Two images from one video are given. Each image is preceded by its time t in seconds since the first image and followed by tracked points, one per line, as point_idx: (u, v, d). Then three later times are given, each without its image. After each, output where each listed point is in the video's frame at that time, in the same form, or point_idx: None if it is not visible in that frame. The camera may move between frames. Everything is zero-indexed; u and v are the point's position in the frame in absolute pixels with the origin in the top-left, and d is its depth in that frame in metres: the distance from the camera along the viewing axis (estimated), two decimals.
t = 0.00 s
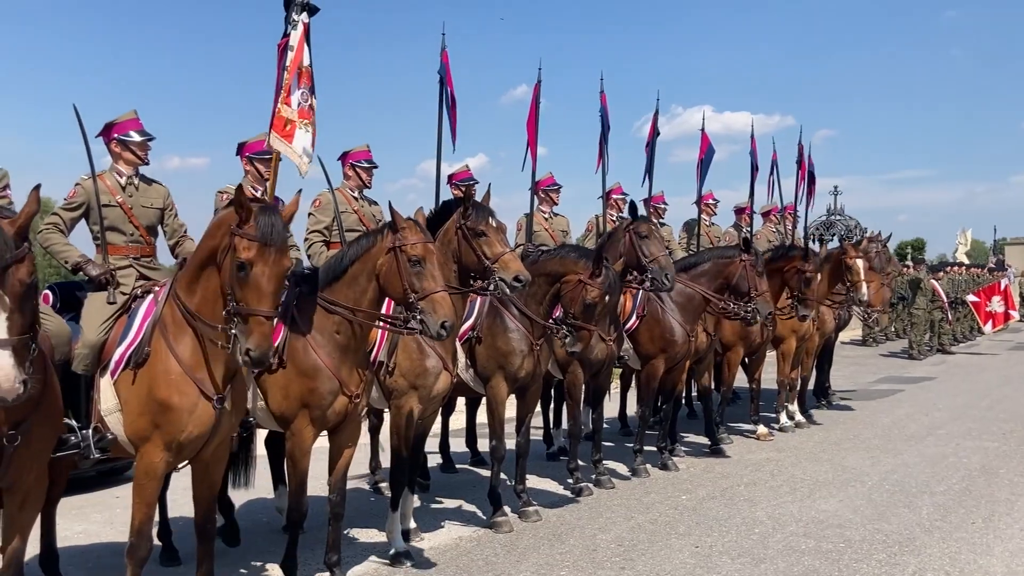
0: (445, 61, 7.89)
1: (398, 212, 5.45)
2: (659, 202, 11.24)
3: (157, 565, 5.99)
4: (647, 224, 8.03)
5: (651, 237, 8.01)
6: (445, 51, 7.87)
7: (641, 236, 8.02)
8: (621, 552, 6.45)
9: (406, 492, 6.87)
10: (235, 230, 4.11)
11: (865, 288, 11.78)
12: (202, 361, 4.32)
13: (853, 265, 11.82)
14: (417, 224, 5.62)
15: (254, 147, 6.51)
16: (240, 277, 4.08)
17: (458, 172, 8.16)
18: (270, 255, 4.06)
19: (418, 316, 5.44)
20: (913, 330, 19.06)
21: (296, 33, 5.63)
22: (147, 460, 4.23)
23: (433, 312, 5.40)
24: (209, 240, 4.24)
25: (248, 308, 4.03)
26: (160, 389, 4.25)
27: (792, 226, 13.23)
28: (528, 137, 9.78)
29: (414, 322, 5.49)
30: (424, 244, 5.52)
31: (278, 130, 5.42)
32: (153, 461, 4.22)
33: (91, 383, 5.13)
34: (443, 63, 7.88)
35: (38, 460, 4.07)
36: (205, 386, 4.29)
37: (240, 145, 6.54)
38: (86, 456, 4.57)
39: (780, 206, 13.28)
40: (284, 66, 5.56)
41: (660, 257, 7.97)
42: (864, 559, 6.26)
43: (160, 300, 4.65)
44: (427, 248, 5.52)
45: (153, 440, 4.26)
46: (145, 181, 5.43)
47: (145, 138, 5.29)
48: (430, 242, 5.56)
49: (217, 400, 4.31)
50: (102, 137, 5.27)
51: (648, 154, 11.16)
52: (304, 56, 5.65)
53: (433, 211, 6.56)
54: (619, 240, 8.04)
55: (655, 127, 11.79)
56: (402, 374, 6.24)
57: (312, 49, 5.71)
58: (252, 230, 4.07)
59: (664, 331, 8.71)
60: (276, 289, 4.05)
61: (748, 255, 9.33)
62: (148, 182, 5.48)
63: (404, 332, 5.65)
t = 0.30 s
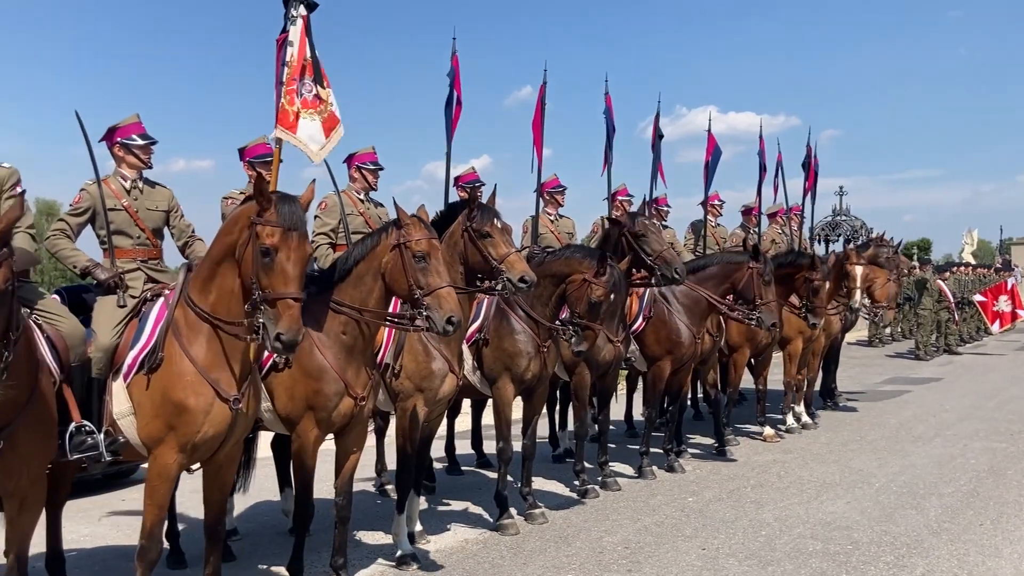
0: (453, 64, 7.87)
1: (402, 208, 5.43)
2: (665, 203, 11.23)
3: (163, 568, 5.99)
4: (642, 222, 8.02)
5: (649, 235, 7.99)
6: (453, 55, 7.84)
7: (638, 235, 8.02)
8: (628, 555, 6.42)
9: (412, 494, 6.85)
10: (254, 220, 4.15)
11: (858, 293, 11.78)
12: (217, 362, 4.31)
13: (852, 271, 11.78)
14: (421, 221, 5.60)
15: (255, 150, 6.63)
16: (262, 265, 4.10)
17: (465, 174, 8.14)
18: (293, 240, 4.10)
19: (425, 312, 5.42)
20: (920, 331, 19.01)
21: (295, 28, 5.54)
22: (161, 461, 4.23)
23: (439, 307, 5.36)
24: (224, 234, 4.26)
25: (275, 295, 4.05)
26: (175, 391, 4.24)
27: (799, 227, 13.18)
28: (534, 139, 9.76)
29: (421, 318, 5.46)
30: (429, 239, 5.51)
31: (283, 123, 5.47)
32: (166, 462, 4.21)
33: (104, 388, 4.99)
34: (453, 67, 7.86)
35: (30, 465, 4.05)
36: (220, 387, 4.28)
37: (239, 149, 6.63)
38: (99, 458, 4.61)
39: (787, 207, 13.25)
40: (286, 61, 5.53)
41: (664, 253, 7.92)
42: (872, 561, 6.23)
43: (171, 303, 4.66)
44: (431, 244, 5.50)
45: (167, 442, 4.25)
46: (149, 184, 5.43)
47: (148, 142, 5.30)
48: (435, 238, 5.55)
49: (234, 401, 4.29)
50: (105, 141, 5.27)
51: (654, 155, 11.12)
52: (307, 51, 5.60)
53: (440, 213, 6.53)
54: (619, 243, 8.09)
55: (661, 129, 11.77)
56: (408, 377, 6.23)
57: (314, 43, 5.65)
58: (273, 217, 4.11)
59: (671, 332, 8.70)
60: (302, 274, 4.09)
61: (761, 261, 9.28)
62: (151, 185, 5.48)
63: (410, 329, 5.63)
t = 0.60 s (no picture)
0: (463, 67, 7.88)
1: (407, 209, 5.46)
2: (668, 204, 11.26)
3: (170, 569, 6.01)
4: (654, 228, 7.99)
5: (658, 242, 7.97)
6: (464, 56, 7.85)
7: (648, 240, 7.99)
8: (633, 555, 6.44)
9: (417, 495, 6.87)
10: (263, 236, 4.15)
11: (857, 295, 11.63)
12: (224, 364, 4.34)
13: (852, 274, 11.69)
14: (427, 222, 5.62)
15: (264, 153, 6.69)
16: (271, 282, 4.11)
17: (471, 176, 8.16)
18: (302, 258, 4.11)
19: (431, 314, 5.42)
20: (925, 330, 19.00)
21: (296, 30, 5.58)
22: (167, 459, 4.25)
23: (445, 308, 5.37)
24: (233, 245, 4.27)
25: (284, 311, 4.06)
26: (182, 391, 4.27)
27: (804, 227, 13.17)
28: (540, 139, 9.78)
29: (427, 319, 5.46)
30: (435, 241, 5.51)
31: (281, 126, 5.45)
32: (173, 460, 4.23)
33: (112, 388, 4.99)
34: (463, 69, 7.88)
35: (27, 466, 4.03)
36: (226, 389, 4.31)
37: (249, 152, 6.69)
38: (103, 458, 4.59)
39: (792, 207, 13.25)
40: (287, 64, 5.52)
41: (667, 262, 7.90)
42: (878, 561, 6.23)
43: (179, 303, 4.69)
44: (438, 245, 5.51)
45: (174, 441, 4.28)
46: (155, 180, 5.47)
47: (153, 137, 5.32)
48: (441, 239, 5.55)
49: (239, 403, 4.33)
50: (110, 139, 5.30)
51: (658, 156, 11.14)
52: (308, 54, 5.62)
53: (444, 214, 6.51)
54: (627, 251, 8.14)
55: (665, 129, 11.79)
56: (413, 377, 6.25)
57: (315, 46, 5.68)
58: (282, 234, 4.10)
59: (676, 332, 8.71)
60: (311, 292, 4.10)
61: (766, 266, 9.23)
62: (157, 180, 5.52)
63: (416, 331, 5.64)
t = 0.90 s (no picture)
0: (470, 69, 7.89)
1: (413, 212, 5.46)
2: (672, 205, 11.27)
3: (176, 570, 6.05)
4: (662, 232, 8.00)
5: (665, 246, 7.98)
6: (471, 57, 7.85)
7: (655, 245, 7.99)
8: (638, 556, 6.45)
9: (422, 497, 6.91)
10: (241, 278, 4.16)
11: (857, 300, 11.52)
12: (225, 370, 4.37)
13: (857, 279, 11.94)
14: (432, 225, 5.62)
15: (271, 157, 6.82)
16: (242, 325, 4.19)
17: (476, 178, 8.16)
18: (272, 310, 4.13)
19: (436, 316, 5.43)
20: (931, 331, 18.94)
21: (299, 33, 5.61)
22: (171, 463, 4.31)
23: (450, 312, 5.37)
24: (218, 272, 4.29)
25: (250, 358, 4.17)
26: (185, 396, 4.32)
27: (810, 227, 13.14)
28: (545, 140, 9.79)
29: (432, 322, 5.47)
30: (440, 244, 5.51)
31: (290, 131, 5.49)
32: (177, 464, 4.29)
33: (118, 392, 4.80)
34: (469, 71, 7.89)
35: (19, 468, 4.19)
36: (226, 394, 4.35)
37: (258, 156, 6.82)
38: (107, 462, 4.63)
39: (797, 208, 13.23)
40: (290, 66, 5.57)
41: (673, 266, 7.93)
42: (883, 563, 6.23)
43: (181, 308, 4.71)
44: (442, 249, 5.51)
45: (177, 445, 4.33)
46: (165, 187, 5.49)
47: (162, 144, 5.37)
48: (446, 242, 5.55)
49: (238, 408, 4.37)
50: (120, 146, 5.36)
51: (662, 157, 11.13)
52: (307, 57, 5.69)
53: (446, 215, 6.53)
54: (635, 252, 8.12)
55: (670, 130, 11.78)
56: (418, 379, 6.28)
57: (314, 49, 5.74)
58: (255, 282, 4.10)
59: (681, 334, 8.71)
60: (278, 344, 4.18)
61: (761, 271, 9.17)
62: (167, 187, 5.54)
63: (422, 333, 5.64)
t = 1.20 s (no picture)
0: (474, 69, 7.90)
1: (418, 214, 5.47)
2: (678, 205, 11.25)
3: (181, 570, 6.06)
4: (671, 235, 7.94)
5: (674, 249, 7.95)
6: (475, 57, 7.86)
7: (664, 248, 7.96)
8: (643, 557, 6.44)
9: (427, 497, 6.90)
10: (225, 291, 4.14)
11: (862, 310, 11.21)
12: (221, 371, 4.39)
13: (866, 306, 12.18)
14: (438, 227, 5.63)
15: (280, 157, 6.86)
16: (225, 340, 4.16)
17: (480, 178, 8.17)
18: (255, 326, 4.08)
19: (439, 319, 5.43)
20: (937, 331, 18.88)
21: (310, 34, 5.78)
22: (168, 466, 4.31)
23: (454, 314, 5.39)
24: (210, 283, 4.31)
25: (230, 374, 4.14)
26: (179, 398, 4.33)
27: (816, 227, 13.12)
28: (552, 141, 9.79)
29: (436, 325, 5.48)
30: (445, 246, 5.51)
31: (310, 132, 5.77)
32: (173, 467, 4.30)
33: (111, 388, 4.94)
34: (473, 71, 7.90)
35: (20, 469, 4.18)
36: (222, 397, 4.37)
37: (267, 156, 6.85)
38: (101, 462, 4.66)
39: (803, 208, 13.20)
40: (302, 67, 5.79)
41: (682, 271, 7.92)
42: (889, 563, 6.20)
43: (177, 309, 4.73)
44: (447, 251, 5.51)
45: (173, 448, 4.34)
46: (170, 190, 5.50)
47: (167, 147, 5.37)
48: (451, 244, 5.55)
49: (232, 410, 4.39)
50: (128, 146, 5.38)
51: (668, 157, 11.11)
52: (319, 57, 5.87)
53: (455, 216, 6.53)
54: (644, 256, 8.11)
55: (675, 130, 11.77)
56: (423, 380, 6.26)
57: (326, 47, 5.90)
58: (237, 297, 4.08)
59: (686, 335, 8.68)
60: (258, 362, 4.12)
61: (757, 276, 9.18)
62: (172, 190, 5.55)
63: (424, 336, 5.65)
